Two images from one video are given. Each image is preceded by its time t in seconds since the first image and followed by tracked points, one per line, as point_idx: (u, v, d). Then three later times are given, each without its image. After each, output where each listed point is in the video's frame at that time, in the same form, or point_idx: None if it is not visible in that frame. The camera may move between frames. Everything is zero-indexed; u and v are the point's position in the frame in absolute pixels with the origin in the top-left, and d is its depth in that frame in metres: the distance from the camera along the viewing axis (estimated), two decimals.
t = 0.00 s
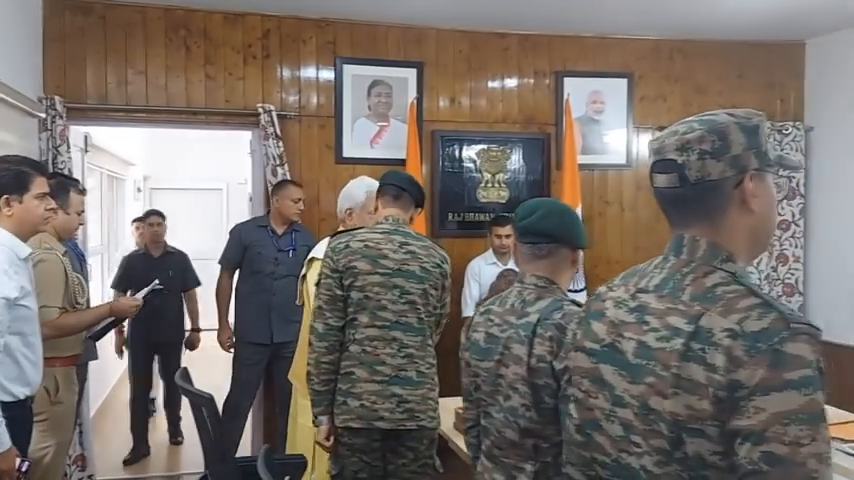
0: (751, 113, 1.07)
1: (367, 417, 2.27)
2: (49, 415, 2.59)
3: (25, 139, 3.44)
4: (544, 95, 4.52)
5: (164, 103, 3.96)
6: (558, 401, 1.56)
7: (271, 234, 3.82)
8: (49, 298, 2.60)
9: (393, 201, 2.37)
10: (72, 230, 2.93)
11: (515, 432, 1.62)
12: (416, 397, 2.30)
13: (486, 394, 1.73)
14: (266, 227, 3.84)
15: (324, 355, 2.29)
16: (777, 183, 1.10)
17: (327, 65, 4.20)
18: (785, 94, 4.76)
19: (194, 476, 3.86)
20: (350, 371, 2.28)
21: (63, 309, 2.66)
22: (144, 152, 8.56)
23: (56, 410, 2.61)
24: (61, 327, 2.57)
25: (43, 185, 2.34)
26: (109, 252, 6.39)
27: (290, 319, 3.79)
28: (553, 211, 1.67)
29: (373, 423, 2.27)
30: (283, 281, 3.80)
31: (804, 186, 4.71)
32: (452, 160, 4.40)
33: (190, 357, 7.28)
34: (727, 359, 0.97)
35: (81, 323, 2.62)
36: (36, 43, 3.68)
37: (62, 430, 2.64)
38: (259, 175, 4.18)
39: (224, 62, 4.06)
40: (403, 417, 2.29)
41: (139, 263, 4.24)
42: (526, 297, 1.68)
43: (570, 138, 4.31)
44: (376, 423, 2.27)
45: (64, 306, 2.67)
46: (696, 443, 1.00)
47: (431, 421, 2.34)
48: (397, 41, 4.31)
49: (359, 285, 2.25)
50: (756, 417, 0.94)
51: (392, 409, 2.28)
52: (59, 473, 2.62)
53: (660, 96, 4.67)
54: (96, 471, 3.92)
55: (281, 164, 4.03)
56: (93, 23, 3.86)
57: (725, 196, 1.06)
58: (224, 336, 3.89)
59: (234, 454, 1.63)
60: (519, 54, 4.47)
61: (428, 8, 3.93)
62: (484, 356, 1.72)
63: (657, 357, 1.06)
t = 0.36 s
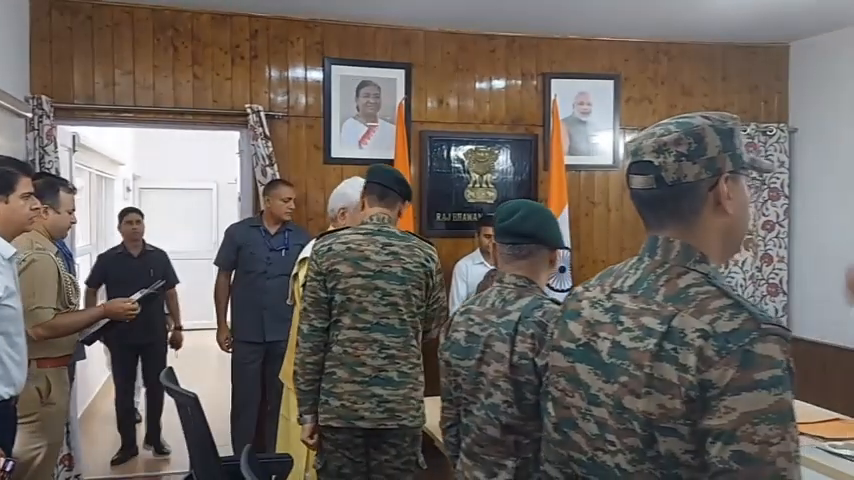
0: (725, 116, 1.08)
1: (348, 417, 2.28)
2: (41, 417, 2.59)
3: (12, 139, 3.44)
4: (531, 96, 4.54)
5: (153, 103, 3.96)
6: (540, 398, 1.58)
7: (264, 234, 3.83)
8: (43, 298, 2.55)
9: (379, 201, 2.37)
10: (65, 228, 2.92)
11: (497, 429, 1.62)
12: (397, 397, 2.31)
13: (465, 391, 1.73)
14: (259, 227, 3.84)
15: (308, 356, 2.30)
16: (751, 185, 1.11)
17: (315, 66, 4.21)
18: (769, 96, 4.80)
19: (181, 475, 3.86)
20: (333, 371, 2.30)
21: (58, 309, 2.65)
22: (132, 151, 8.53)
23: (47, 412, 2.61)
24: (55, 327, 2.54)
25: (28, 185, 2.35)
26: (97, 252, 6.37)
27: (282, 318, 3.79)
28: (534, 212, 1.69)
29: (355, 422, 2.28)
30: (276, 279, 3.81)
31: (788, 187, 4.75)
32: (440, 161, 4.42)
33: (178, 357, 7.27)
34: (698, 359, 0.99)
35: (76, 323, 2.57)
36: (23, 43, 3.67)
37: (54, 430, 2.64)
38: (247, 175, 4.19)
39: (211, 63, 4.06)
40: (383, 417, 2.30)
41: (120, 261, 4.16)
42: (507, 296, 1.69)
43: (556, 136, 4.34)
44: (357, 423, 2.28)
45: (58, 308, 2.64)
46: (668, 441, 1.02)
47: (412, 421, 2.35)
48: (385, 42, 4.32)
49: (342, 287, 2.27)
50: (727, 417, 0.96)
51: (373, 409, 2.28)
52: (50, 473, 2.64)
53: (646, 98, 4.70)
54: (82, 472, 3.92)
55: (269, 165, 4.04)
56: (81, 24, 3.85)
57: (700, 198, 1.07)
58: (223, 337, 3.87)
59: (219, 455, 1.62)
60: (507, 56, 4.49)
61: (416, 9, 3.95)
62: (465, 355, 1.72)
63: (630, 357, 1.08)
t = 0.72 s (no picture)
0: (714, 118, 1.10)
1: (336, 416, 2.27)
2: (40, 417, 2.59)
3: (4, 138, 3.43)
4: (524, 97, 4.56)
5: (145, 103, 3.95)
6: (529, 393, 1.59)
7: (252, 235, 3.83)
8: (44, 300, 2.55)
9: (373, 203, 2.32)
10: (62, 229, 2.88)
11: (486, 425, 1.63)
12: (384, 399, 2.28)
13: (453, 387, 1.72)
14: (246, 228, 3.84)
15: (301, 355, 2.35)
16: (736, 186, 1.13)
17: (308, 66, 4.21)
18: (760, 97, 4.83)
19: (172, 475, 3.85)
20: (325, 370, 2.31)
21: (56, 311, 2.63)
22: (125, 151, 8.51)
23: (46, 412, 2.60)
24: (56, 330, 2.55)
25: (20, 185, 2.34)
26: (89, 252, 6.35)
27: (273, 316, 3.78)
28: (524, 212, 1.69)
29: (341, 422, 2.28)
30: (267, 279, 3.81)
31: (779, 187, 4.78)
32: (432, 161, 4.42)
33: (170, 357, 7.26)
34: (685, 359, 0.99)
35: (76, 325, 2.59)
36: (15, 43, 3.66)
37: (52, 431, 2.63)
38: (240, 175, 4.19)
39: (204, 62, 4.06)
40: (370, 418, 2.27)
41: (120, 261, 4.15)
42: (496, 295, 1.70)
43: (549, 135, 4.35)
44: (345, 422, 2.27)
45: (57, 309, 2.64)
46: (655, 440, 1.03)
47: (401, 423, 2.31)
48: (378, 42, 4.32)
49: (333, 288, 2.27)
50: (713, 416, 0.96)
51: (360, 409, 2.26)
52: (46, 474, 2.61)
53: (638, 98, 4.72)
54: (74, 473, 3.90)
55: (262, 165, 4.03)
56: (73, 23, 3.84)
57: (693, 199, 1.08)
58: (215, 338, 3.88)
59: (211, 455, 1.61)
60: (500, 56, 4.51)
61: (409, 9, 3.95)
62: (454, 353, 1.71)
63: (618, 356, 1.09)
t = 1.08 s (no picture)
0: (707, 119, 1.10)
1: (311, 409, 2.28)
2: (36, 418, 2.57)
3: None
4: (518, 96, 4.56)
5: (138, 102, 3.94)
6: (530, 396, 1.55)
7: (241, 233, 3.82)
8: (37, 300, 2.55)
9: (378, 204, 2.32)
10: (56, 226, 2.88)
11: (485, 429, 1.60)
12: (354, 398, 2.23)
13: (450, 390, 1.70)
14: (236, 226, 3.84)
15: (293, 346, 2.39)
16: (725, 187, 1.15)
17: (301, 65, 4.21)
18: (753, 96, 4.85)
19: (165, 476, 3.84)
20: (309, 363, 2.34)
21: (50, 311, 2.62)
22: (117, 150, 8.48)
23: (42, 413, 2.59)
24: (48, 330, 2.54)
25: (14, 186, 2.33)
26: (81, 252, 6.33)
27: (264, 315, 3.78)
28: (520, 212, 1.71)
29: (315, 415, 2.28)
30: (259, 278, 3.81)
31: (771, 187, 4.80)
32: (426, 161, 4.43)
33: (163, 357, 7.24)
34: (678, 358, 1.00)
35: (70, 325, 2.59)
36: (7, 42, 3.64)
37: (49, 432, 2.61)
38: (233, 175, 4.18)
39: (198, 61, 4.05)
40: (339, 415, 2.23)
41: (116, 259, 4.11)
42: (493, 296, 1.69)
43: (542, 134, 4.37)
44: (319, 416, 2.27)
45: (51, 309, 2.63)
46: (648, 440, 1.03)
47: (370, 425, 2.24)
48: (372, 41, 4.32)
49: (320, 282, 2.29)
50: (706, 415, 0.97)
51: (332, 405, 2.24)
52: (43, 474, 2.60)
53: (631, 98, 4.73)
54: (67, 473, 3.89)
55: (255, 164, 4.03)
56: (66, 22, 3.82)
57: (687, 199, 1.08)
58: (205, 338, 3.90)
59: (205, 455, 1.61)
60: (493, 56, 4.51)
61: (403, 9, 3.96)
62: (450, 355, 1.70)
63: (610, 356, 1.09)
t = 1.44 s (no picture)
0: (704, 120, 1.10)
1: (289, 408, 2.30)
2: (30, 418, 2.57)
3: None
4: (514, 96, 4.57)
5: (135, 102, 3.94)
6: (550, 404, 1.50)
7: (235, 234, 3.81)
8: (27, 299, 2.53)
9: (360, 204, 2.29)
10: (48, 225, 2.88)
11: (497, 436, 1.52)
12: (323, 396, 2.22)
13: (453, 395, 1.61)
14: (230, 226, 3.83)
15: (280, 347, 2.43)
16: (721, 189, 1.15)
17: (298, 65, 4.20)
18: (749, 97, 4.86)
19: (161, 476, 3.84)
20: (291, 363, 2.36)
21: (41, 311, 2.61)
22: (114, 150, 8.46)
23: (36, 413, 2.58)
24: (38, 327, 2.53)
25: (9, 187, 2.33)
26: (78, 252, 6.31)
27: (259, 315, 3.78)
28: (528, 214, 1.62)
29: (291, 413, 2.29)
30: (254, 278, 3.80)
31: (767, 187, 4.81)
32: (423, 161, 4.43)
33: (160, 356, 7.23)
34: (673, 359, 1.00)
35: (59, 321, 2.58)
36: (3, 41, 3.64)
37: (44, 432, 2.61)
38: (230, 175, 4.19)
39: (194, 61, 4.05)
40: (310, 414, 2.24)
41: (109, 258, 4.03)
42: (505, 299, 1.61)
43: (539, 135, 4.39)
44: (294, 415, 2.28)
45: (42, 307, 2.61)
46: (643, 440, 1.04)
47: (338, 424, 2.22)
48: (368, 41, 4.32)
49: (299, 282, 2.32)
50: (701, 415, 0.97)
51: (304, 403, 2.25)
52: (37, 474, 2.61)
53: (628, 99, 4.74)
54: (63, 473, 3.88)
55: (251, 164, 4.03)
56: (62, 21, 3.82)
57: (682, 200, 1.08)
58: (200, 338, 3.90)
59: (201, 456, 1.61)
60: (490, 56, 4.51)
61: (400, 9, 3.96)
62: (456, 360, 1.60)
63: (605, 356, 1.09)
